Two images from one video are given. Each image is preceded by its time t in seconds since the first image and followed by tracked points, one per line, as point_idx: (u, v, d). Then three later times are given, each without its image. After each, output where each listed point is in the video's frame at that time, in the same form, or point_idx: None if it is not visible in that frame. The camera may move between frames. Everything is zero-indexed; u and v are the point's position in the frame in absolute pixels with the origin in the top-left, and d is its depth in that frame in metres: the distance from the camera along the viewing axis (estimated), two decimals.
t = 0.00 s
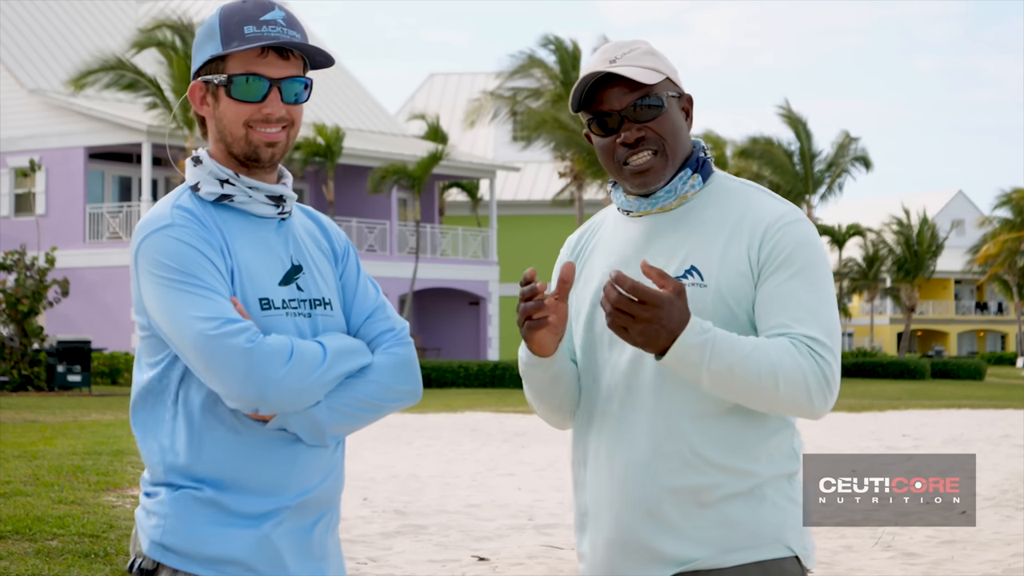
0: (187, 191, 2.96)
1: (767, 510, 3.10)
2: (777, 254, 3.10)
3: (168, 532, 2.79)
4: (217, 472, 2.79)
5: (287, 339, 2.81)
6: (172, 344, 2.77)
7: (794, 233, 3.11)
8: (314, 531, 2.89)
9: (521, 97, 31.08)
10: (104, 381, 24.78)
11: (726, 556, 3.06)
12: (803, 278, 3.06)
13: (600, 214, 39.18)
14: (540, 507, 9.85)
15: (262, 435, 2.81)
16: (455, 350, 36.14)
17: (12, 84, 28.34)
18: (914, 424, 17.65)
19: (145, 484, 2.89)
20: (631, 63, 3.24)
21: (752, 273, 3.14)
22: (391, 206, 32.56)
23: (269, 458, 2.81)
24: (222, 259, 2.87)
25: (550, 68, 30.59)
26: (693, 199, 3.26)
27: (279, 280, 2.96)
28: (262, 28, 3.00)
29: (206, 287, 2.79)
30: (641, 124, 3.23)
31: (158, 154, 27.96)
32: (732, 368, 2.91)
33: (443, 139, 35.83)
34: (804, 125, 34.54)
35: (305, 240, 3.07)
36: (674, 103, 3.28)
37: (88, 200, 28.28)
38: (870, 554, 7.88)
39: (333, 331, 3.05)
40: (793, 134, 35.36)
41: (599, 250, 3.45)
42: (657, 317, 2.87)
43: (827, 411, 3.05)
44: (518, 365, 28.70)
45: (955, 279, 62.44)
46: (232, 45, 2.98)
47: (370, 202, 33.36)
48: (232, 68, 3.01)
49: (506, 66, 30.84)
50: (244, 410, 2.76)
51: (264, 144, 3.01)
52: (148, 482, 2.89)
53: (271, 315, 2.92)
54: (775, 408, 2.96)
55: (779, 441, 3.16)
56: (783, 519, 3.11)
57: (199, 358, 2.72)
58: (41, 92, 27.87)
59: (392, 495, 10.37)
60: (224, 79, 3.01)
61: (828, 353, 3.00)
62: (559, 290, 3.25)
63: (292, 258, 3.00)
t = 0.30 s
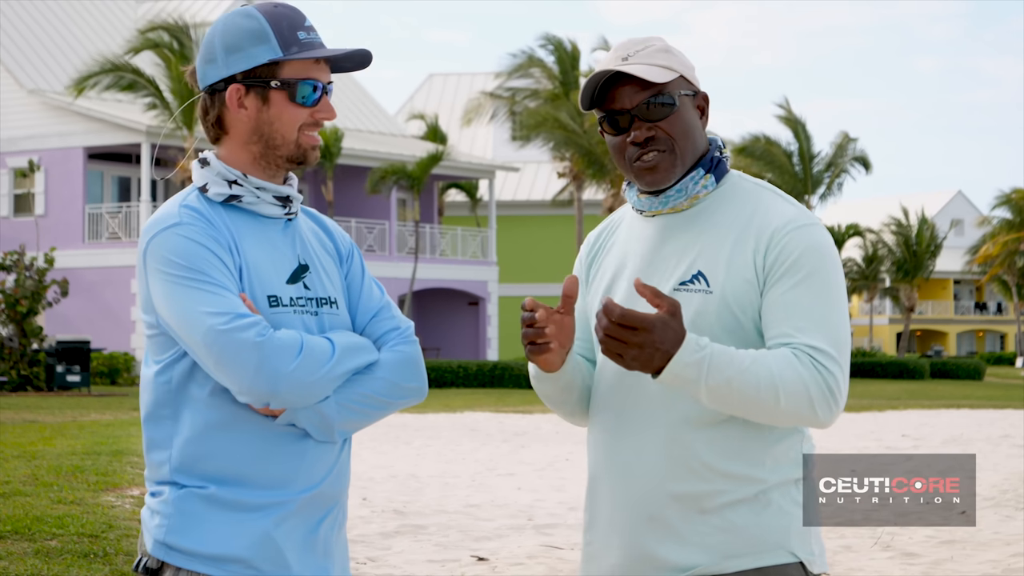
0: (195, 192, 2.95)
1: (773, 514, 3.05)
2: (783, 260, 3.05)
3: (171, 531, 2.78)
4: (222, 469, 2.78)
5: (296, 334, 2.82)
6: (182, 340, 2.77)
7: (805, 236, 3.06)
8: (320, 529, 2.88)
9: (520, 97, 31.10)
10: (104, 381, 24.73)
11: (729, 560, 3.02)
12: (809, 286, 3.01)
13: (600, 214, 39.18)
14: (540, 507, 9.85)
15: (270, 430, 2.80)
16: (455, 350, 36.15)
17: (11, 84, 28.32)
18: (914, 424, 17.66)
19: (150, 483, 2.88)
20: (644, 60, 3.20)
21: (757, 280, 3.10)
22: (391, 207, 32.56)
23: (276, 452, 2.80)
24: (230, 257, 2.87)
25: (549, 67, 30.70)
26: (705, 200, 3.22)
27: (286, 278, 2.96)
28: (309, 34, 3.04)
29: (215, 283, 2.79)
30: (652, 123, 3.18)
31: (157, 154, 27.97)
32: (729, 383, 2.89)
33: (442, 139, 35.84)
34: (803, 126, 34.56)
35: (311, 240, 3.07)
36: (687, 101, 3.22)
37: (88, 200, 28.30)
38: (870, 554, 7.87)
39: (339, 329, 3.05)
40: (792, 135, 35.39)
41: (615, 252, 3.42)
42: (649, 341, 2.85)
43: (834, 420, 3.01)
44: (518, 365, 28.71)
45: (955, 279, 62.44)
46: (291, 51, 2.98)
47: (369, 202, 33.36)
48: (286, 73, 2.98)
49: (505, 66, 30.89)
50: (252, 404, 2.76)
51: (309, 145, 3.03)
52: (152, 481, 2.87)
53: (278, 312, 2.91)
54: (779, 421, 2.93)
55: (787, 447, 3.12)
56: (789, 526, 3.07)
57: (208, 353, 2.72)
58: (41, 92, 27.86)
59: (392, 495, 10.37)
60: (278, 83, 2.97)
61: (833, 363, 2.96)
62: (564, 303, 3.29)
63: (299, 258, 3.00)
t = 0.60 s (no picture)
0: (200, 190, 2.93)
1: (768, 515, 3.04)
2: (777, 266, 3.03)
3: (181, 530, 2.77)
4: (231, 466, 2.77)
5: (311, 329, 2.82)
6: (195, 335, 2.75)
7: (802, 242, 3.05)
8: (325, 531, 2.88)
9: (519, 97, 31.10)
10: (104, 381, 24.71)
11: (716, 560, 3.01)
12: (803, 293, 3.00)
13: (600, 214, 39.18)
14: (541, 507, 9.85)
15: (281, 426, 2.80)
16: (456, 350, 36.16)
17: (11, 85, 28.33)
18: (914, 424, 17.67)
19: (156, 481, 2.86)
20: (649, 63, 3.17)
21: (751, 283, 3.09)
22: (391, 207, 32.55)
23: (286, 449, 2.80)
24: (240, 255, 2.86)
25: (549, 67, 30.70)
26: (704, 203, 3.20)
27: (292, 276, 2.96)
28: (328, 44, 3.06)
29: (228, 277, 2.78)
30: (654, 126, 3.15)
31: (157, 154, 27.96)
32: (720, 364, 2.90)
33: (442, 139, 35.85)
34: (803, 125, 34.58)
35: (311, 242, 3.07)
36: (691, 104, 3.18)
37: (88, 200, 28.30)
38: (870, 554, 7.88)
39: (341, 328, 3.05)
40: (792, 135, 35.39)
41: (612, 254, 3.41)
42: (649, 296, 2.89)
43: (824, 426, 3.00)
44: (517, 365, 28.72)
45: (955, 279, 62.43)
46: (316, 57, 2.99)
47: (369, 202, 33.35)
48: (309, 77, 2.98)
49: (505, 65, 30.87)
50: (264, 398, 2.75)
51: (319, 151, 3.04)
52: (157, 481, 2.86)
53: (285, 308, 2.90)
54: (768, 422, 2.94)
55: (780, 449, 3.11)
56: (782, 526, 3.06)
57: (223, 347, 2.71)
58: (41, 92, 27.84)
59: (392, 495, 10.38)
60: (301, 86, 2.97)
61: (823, 370, 2.96)
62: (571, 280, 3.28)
63: (301, 258, 3.00)
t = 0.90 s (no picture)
0: (197, 192, 2.94)
1: (755, 514, 3.05)
2: (763, 269, 3.05)
3: (184, 532, 2.78)
4: (231, 466, 2.78)
5: (311, 331, 2.83)
6: (195, 337, 2.76)
7: (788, 246, 3.06)
8: (324, 532, 2.89)
9: (520, 97, 31.09)
10: (104, 381, 24.72)
11: (697, 556, 3.02)
12: (788, 294, 3.01)
13: (600, 214, 39.19)
14: (540, 507, 9.86)
15: (280, 427, 2.81)
16: (456, 350, 36.17)
17: (12, 85, 28.34)
18: (914, 424, 17.68)
19: (156, 483, 2.87)
20: (634, 72, 3.16)
21: (739, 284, 3.09)
22: (391, 207, 32.53)
23: (285, 449, 2.81)
24: (238, 256, 2.87)
25: (549, 68, 30.65)
26: (691, 207, 3.19)
27: (289, 277, 2.97)
28: (325, 46, 3.07)
29: (226, 280, 2.79)
30: (639, 135, 3.14)
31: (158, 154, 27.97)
32: (699, 385, 2.89)
33: (442, 139, 35.83)
34: (804, 126, 34.58)
35: (307, 242, 3.08)
36: (677, 110, 3.18)
37: (89, 200, 28.32)
38: (870, 554, 7.89)
39: (338, 328, 3.06)
40: (792, 135, 35.38)
41: (599, 257, 3.39)
42: (624, 333, 2.85)
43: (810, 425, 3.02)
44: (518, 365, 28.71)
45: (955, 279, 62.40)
46: (315, 58, 3.01)
47: (370, 202, 33.35)
48: (308, 78, 2.99)
49: (505, 66, 30.83)
50: (266, 400, 2.76)
51: (315, 152, 3.05)
52: (158, 481, 2.86)
53: (283, 310, 2.91)
54: (752, 425, 2.95)
55: (765, 449, 3.12)
56: (769, 525, 3.07)
57: (225, 350, 2.72)
58: (41, 92, 27.86)
59: (393, 495, 10.39)
60: (300, 87, 2.98)
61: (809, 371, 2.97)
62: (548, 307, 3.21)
63: (298, 259, 3.01)
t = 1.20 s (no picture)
0: (190, 192, 2.96)
1: (744, 509, 3.07)
2: (751, 268, 3.06)
3: (177, 532, 2.80)
4: (221, 468, 2.80)
5: (301, 334, 2.83)
6: (186, 341, 2.78)
7: (774, 244, 3.07)
8: (318, 531, 2.91)
9: (520, 97, 31.11)
10: (104, 382, 24.71)
11: (689, 553, 3.03)
12: (776, 293, 3.02)
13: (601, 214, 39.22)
14: (540, 507, 9.87)
15: (272, 429, 2.82)
16: (456, 350, 36.20)
17: (12, 85, 28.36)
18: (914, 424, 17.67)
19: (149, 483, 2.89)
20: (620, 73, 3.18)
21: (726, 284, 3.10)
22: (391, 207, 32.54)
23: (276, 451, 2.82)
24: (229, 257, 2.88)
25: (549, 69, 30.63)
26: (678, 208, 3.20)
27: (282, 278, 2.98)
28: (319, 43, 3.09)
29: (218, 282, 2.80)
30: (625, 134, 3.15)
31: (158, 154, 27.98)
32: (699, 380, 2.92)
33: (442, 139, 35.85)
34: (803, 125, 34.60)
35: (301, 241, 3.10)
36: (662, 112, 3.19)
37: (88, 200, 28.33)
38: (870, 554, 7.89)
39: (332, 327, 3.07)
40: (791, 135, 35.40)
41: (590, 257, 3.40)
42: (622, 322, 2.88)
43: (800, 421, 3.03)
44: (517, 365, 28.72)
45: (955, 279, 62.40)
46: (309, 56, 3.02)
47: (369, 203, 33.37)
48: (302, 77, 3.00)
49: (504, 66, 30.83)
50: (256, 403, 2.78)
51: (309, 151, 3.04)
52: (152, 481, 2.88)
53: (276, 311, 2.93)
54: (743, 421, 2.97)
55: (754, 444, 3.13)
56: (758, 521, 3.08)
57: (213, 353, 2.73)
58: (41, 92, 27.87)
59: (392, 494, 10.39)
60: (293, 87, 2.99)
61: (798, 366, 2.98)
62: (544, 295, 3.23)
63: (292, 258, 3.03)
